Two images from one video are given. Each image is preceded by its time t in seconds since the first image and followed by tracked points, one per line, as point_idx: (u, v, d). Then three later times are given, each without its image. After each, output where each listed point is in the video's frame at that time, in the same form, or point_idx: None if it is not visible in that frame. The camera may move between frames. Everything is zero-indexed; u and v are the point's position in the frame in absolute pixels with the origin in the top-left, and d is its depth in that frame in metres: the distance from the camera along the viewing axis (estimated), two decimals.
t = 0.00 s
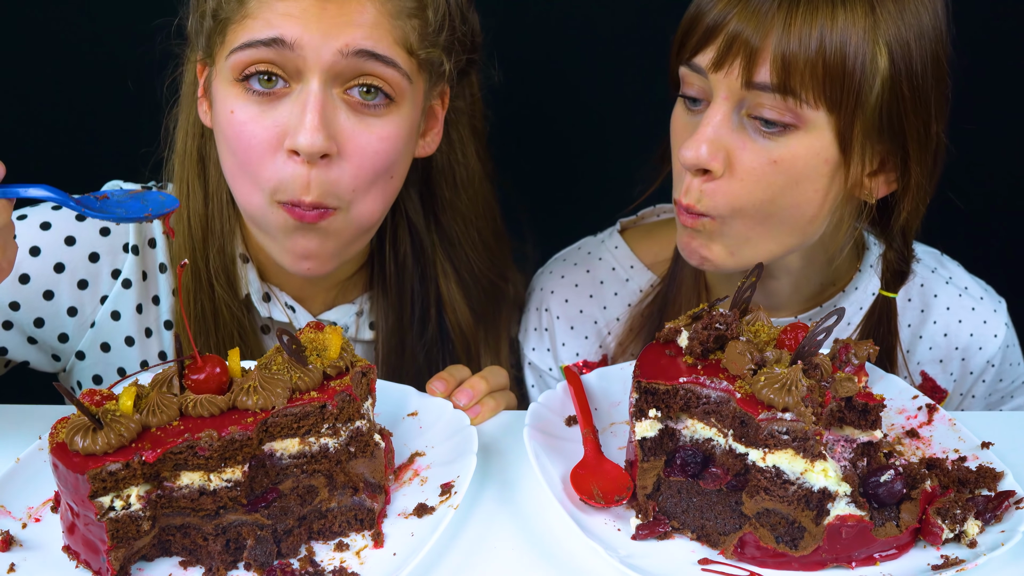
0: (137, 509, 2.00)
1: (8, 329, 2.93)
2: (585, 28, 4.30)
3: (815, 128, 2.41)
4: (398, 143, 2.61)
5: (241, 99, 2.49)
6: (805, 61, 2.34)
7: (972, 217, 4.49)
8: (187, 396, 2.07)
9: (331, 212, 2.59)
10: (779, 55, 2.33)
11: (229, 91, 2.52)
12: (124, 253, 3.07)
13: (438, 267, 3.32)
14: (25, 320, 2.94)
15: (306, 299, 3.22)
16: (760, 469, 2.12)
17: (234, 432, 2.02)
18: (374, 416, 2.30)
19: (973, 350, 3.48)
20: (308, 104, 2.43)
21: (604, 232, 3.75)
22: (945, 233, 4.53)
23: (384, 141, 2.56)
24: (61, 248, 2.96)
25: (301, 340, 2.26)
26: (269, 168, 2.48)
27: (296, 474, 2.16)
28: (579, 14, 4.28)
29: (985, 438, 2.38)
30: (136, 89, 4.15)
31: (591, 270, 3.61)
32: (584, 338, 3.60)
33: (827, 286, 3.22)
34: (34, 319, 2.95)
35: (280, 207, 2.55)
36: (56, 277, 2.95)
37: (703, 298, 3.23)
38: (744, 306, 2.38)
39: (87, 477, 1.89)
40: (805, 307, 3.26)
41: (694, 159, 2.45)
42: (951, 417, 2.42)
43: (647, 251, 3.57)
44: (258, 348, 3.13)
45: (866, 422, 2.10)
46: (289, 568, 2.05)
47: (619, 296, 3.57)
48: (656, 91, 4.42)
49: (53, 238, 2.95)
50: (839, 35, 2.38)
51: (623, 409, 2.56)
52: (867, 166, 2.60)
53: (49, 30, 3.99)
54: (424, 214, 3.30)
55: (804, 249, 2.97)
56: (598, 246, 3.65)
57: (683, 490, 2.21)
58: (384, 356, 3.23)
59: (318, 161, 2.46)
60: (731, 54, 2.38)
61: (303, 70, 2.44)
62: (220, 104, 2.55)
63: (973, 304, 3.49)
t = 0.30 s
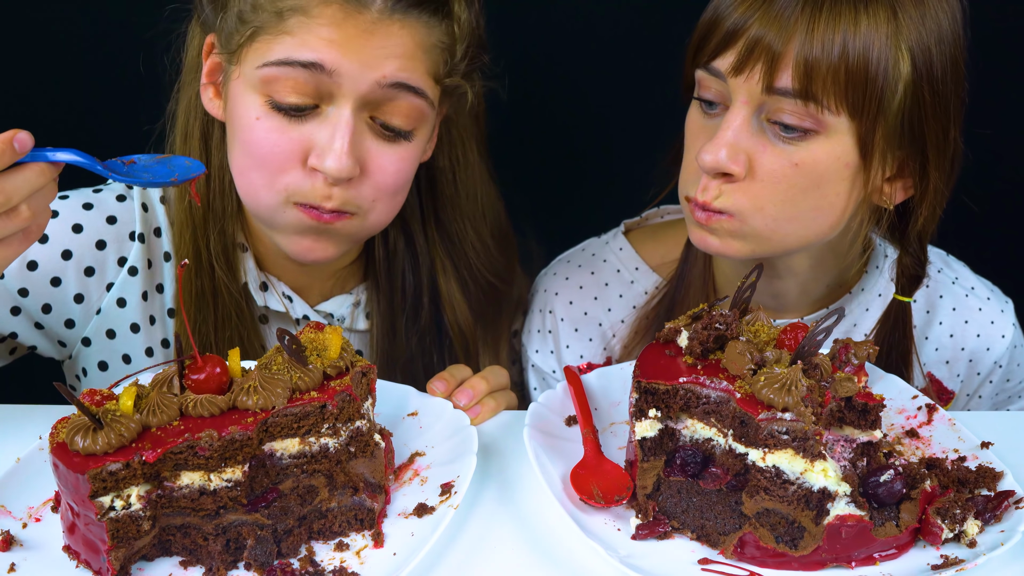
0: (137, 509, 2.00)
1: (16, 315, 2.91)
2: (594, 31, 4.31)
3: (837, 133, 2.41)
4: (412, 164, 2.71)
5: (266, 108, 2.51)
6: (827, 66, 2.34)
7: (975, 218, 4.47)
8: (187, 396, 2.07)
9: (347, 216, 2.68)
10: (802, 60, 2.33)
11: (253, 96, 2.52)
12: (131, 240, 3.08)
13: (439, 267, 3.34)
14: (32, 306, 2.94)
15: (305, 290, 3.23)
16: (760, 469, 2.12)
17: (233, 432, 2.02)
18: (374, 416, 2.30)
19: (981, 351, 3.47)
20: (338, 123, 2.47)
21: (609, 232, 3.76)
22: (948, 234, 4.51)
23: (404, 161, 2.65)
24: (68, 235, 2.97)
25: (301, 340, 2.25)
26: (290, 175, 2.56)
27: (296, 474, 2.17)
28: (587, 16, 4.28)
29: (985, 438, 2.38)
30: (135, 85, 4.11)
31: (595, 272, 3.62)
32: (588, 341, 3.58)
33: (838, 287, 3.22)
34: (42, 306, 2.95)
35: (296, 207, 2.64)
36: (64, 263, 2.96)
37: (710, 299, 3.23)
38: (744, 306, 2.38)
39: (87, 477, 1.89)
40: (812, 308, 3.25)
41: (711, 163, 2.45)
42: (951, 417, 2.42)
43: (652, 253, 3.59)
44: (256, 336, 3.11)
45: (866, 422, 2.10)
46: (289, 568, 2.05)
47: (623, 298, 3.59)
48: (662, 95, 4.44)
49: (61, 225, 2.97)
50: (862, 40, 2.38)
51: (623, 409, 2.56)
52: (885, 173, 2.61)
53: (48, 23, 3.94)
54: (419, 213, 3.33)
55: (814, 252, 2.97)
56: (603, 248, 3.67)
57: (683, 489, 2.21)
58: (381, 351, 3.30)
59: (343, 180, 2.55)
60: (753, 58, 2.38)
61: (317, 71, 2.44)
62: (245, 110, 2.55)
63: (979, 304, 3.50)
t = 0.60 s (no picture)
0: (137, 509, 2.00)
1: (25, 300, 2.90)
2: (603, 31, 4.27)
3: (855, 136, 2.41)
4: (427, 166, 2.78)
5: (293, 110, 2.49)
6: (848, 70, 2.35)
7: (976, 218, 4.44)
8: (187, 396, 2.07)
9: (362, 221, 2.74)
10: (823, 62, 2.33)
11: (279, 97, 2.50)
12: (141, 231, 3.08)
13: (438, 262, 3.34)
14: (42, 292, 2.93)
15: (308, 287, 3.26)
16: (760, 469, 2.12)
17: (233, 432, 2.02)
18: (374, 416, 2.30)
19: (986, 354, 3.47)
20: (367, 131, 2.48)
21: (612, 232, 3.76)
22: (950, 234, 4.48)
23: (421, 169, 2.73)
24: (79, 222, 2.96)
25: (301, 340, 2.25)
26: (312, 183, 2.59)
27: (296, 474, 2.17)
28: (596, 16, 4.24)
29: (985, 438, 2.38)
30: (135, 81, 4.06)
31: (599, 272, 3.63)
32: (590, 340, 3.57)
33: (844, 289, 3.23)
34: (51, 292, 2.94)
35: (309, 217, 2.71)
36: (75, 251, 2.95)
37: (716, 297, 3.23)
38: (744, 306, 2.38)
39: (87, 477, 1.89)
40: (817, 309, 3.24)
41: (728, 165, 2.45)
42: (951, 417, 2.42)
43: (657, 253, 3.59)
44: (256, 328, 3.12)
45: (866, 422, 2.10)
46: (289, 568, 2.04)
47: (627, 298, 3.59)
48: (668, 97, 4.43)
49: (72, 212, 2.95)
50: (883, 43, 2.38)
51: (622, 409, 2.56)
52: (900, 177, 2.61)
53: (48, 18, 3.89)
54: (421, 212, 3.32)
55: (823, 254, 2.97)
56: (606, 247, 3.68)
57: (683, 489, 2.21)
58: (377, 345, 3.32)
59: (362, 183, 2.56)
60: (772, 60, 2.37)
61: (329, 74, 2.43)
62: (264, 111, 2.54)
63: (986, 306, 3.50)
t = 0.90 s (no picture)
0: (137, 509, 2.00)
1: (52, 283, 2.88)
2: (608, 31, 4.28)
3: (866, 139, 2.41)
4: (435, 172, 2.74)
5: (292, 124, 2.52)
6: (861, 72, 2.34)
7: (976, 217, 4.42)
8: (187, 396, 2.07)
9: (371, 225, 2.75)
10: (836, 63, 2.32)
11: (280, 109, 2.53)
12: (169, 224, 3.12)
13: (454, 257, 3.35)
14: (70, 276, 2.93)
15: (333, 284, 3.29)
16: (760, 469, 2.12)
17: (234, 432, 2.02)
18: (374, 416, 2.30)
19: (991, 357, 3.47)
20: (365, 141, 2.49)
21: (616, 232, 3.77)
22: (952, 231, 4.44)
23: (427, 171, 2.68)
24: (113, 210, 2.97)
25: (301, 340, 2.25)
26: (314, 187, 2.59)
27: (296, 474, 2.17)
28: (607, 18, 4.24)
29: (985, 438, 2.38)
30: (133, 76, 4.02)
31: (602, 272, 3.63)
32: (593, 341, 3.58)
33: (846, 291, 3.24)
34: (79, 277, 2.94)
35: (321, 216, 2.71)
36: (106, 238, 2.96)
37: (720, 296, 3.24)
38: (744, 306, 2.38)
39: (88, 477, 1.89)
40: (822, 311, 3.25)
41: (737, 166, 2.44)
42: (951, 417, 2.42)
43: (660, 254, 3.60)
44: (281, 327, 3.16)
45: (866, 422, 2.10)
46: (289, 568, 2.04)
47: (630, 299, 3.59)
48: (673, 98, 4.43)
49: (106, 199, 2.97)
50: (896, 45, 2.38)
51: (622, 409, 2.56)
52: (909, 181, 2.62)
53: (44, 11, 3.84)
54: (443, 209, 3.32)
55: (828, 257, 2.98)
56: (610, 248, 3.68)
57: (683, 489, 2.21)
58: (397, 342, 3.32)
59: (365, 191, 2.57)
60: (785, 60, 2.36)
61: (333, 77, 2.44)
62: (268, 124, 2.57)
63: (990, 309, 3.51)
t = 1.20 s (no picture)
0: (137, 509, 2.00)
1: (71, 269, 2.90)
2: (611, 33, 4.26)
3: (861, 140, 2.41)
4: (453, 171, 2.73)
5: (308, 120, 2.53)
6: (854, 71, 2.34)
7: (976, 218, 4.41)
8: (187, 396, 2.07)
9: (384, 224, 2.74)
10: (830, 62, 2.33)
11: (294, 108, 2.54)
12: (192, 218, 3.11)
13: (471, 262, 3.34)
14: (89, 263, 2.94)
15: (352, 286, 3.30)
16: (760, 469, 2.12)
17: (233, 432, 2.02)
18: (374, 416, 2.30)
19: (991, 358, 3.47)
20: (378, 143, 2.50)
21: (616, 233, 3.78)
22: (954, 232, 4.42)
23: (442, 171, 2.67)
24: (135, 201, 2.98)
25: (301, 340, 2.25)
26: (329, 185, 2.61)
27: (296, 474, 2.17)
28: (619, 19, 4.21)
29: (985, 438, 2.38)
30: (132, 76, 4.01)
31: (602, 273, 3.63)
32: (592, 341, 3.56)
33: (846, 291, 3.24)
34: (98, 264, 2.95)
35: (334, 214, 2.71)
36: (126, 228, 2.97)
37: (720, 294, 3.24)
38: (744, 307, 2.38)
39: (88, 477, 1.89)
40: (822, 312, 3.25)
41: (732, 165, 2.43)
42: (951, 417, 2.43)
43: (661, 254, 3.61)
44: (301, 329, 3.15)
45: (866, 422, 2.10)
46: (289, 568, 2.04)
47: (629, 299, 3.59)
48: (679, 100, 4.40)
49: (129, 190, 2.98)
50: (890, 45, 2.38)
51: (623, 409, 2.56)
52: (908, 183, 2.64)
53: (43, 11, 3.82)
54: (465, 214, 3.34)
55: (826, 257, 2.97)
56: (609, 249, 3.69)
57: (683, 489, 2.21)
58: (416, 343, 3.32)
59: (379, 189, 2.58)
60: (778, 60, 2.37)
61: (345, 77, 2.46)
62: (287, 119, 2.57)
63: (990, 310, 3.52)
